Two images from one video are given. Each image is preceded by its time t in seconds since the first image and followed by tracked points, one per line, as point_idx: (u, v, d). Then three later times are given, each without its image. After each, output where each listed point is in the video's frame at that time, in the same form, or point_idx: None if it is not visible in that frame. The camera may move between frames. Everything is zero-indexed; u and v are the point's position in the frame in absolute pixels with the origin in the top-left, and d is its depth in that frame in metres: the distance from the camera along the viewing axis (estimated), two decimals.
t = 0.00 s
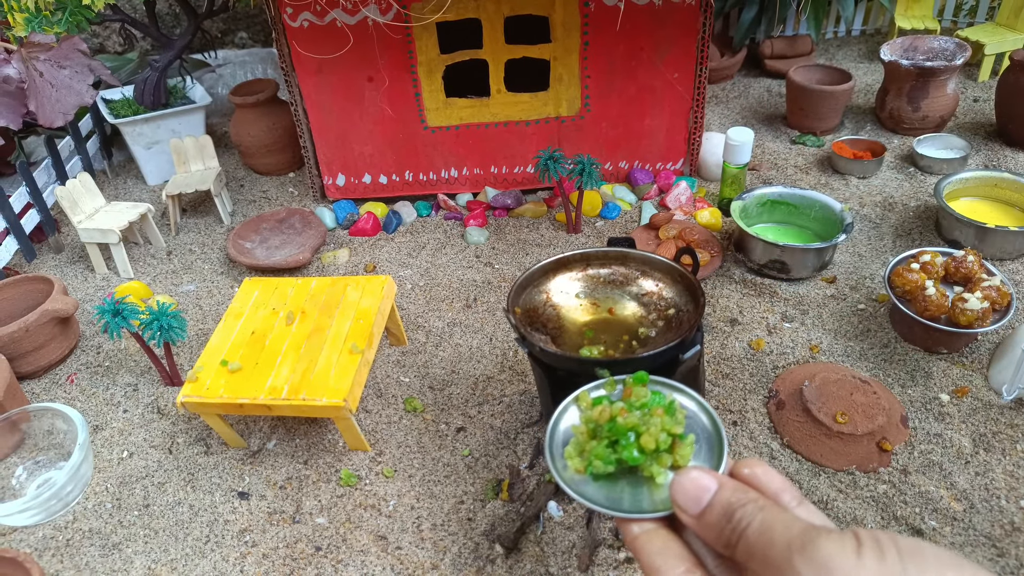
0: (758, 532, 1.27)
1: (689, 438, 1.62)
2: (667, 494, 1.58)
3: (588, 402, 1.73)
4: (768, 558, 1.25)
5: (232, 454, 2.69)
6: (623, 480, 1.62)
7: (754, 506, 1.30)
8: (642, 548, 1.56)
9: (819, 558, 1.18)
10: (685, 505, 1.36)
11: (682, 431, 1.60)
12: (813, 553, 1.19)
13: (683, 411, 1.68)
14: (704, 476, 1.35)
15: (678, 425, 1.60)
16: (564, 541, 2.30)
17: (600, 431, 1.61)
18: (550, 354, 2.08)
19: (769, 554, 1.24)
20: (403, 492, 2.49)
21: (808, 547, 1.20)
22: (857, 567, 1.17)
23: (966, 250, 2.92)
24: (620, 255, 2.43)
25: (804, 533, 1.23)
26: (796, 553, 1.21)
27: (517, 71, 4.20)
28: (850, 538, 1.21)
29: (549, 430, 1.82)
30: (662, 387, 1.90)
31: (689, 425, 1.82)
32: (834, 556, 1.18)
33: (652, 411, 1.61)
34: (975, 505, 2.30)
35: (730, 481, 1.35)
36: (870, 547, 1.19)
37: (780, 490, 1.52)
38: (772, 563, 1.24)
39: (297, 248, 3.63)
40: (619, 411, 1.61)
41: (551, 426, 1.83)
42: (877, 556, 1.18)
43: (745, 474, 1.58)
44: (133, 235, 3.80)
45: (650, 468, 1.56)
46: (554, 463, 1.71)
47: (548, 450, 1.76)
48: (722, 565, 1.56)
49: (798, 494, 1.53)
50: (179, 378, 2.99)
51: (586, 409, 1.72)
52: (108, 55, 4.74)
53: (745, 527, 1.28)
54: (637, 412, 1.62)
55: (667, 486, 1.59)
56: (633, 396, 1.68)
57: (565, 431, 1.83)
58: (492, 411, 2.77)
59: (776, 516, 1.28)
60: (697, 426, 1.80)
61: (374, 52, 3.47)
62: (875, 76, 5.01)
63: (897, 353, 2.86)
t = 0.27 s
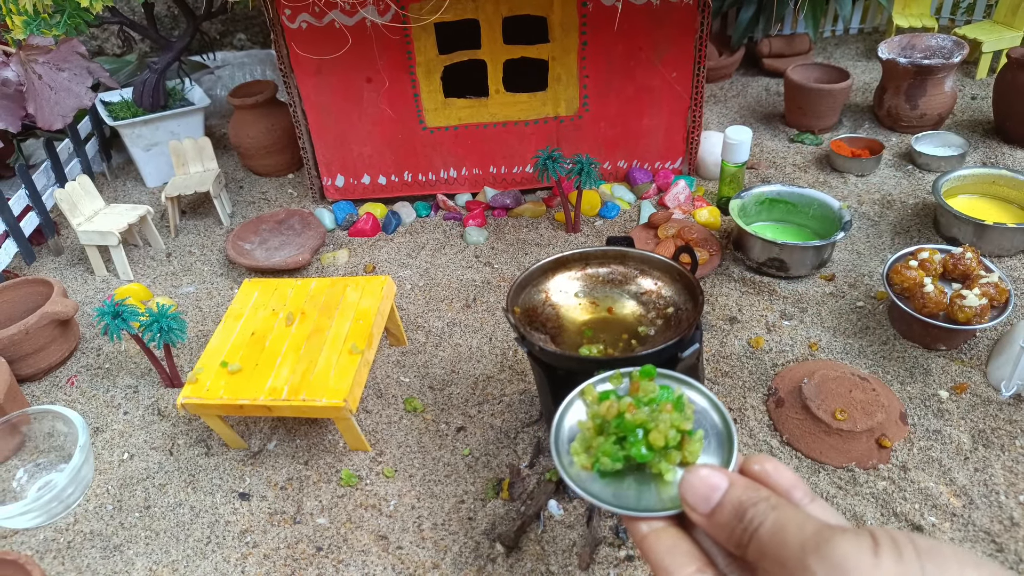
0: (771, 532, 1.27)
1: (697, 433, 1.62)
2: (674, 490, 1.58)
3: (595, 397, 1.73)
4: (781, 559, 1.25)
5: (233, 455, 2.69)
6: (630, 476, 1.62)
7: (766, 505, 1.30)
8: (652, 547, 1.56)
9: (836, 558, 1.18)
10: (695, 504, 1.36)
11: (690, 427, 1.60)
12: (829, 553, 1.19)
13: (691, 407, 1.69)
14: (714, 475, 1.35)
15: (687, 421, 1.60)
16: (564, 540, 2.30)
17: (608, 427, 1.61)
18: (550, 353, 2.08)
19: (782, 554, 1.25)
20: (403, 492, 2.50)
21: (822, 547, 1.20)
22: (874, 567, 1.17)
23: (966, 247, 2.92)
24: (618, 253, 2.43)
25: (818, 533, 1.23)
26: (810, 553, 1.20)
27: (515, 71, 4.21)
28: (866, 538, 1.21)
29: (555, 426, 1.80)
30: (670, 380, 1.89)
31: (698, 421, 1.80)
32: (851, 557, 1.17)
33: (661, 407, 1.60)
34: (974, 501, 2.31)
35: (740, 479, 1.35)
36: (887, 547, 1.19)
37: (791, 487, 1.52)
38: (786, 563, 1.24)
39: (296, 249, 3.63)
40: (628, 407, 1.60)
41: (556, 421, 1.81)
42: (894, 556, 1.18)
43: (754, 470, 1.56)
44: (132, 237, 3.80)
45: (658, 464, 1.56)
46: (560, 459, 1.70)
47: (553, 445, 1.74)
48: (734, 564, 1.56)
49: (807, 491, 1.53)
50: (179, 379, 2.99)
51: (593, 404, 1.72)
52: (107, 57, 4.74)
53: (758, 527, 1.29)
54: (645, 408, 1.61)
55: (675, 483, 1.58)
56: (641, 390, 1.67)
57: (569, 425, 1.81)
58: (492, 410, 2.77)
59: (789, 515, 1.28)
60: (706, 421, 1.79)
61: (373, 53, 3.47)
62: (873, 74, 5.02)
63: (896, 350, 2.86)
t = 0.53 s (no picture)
0: (776, 522, 1.26)
1: (702, 424, 1.61)
2: (679, 481, 1.57)
3: (599, 389, 1.72)
4: (787, 548, 1.24)
5: (232, 455, 2.69)
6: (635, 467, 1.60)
7: (772, 494, 1.30)
8: (657, 537, 1.56)
9: (841, 548, 1.17)
10: (700, 494, 1.36)
11: (695, 418, 1.59)
12: (834, 543, 1.18)
13: (695, 397, 1.67)
14: (719, 464, 1.35)
15: (692, 412, 1.59)
16: (564, 538, 2.30)
17: (613, 418, 1.60)
18: (549, 350, 2.07)
19: (788, 544, 1.24)
20: (403, 491, 2.50)
21: (828, 537, 1.19)
22: (880, 557, 1.15)
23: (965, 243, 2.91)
24: (617, 251, 2.43)
25: (825, 523, 1.22)
26: (816, 543, 1.20)
27: (512, 70, 4.20)
28: (873, 528, 1.19)
29: (559, 418, 1.79)
30: (674, 371, 1.88)
31: (702, 412, 1.79)
32: (857, 547, 1.16)
33: (665, 398, 1.59)
34: (974, 497, 2.30)
35: (746, 469, 1.35)
36: (895, 537, 1.17)
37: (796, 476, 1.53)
38: (791, 553, 1.24)
39: (294, 249, 3.63)
40: (632, 398, 1.59)
41: (560, 413, 1.80)
42: (901, 546, 1.16)
43: (760, 460, 1.55)
44: (130, 239, 3.80)
45: (663, 455, 1.55)
46: (564, 451, 1.69)
47: (557, 437, 1.73)
48: (739, 552, 1.56)
49: (816, 482, 1.51)
50: (178, 380, 2.99)
51: (598, 395, 1.71)
52: (104, 59, 4.74)
53: (763, 516, 1.28)
54: (650, 399, 1.60)
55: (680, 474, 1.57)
56: (646, 381, 1.66)
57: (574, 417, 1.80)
58: (491, 409, 2.77)
59: (795, 505, 1.27)
60: (710, 412, 1.78)
61: (369, 52, 3.47)
62: (871, 70, 5.02)
63: (895, 346, 2.86)
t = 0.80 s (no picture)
0: (780, 524, 1.26)
1: (702, 425, 1.60)
2: (681, 483, 1.56)
3: (597, 391, 1.70)
4: (792, 550, 1.24)
5: (230, 455, 2.68)
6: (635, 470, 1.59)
7: (775, 496, 1.29)
8: (658, 541, 1.55)
9: (846, 549, 1.15)
10: (702, 496, 1.35)
11: (695, 419, 1.58)
12: (839, 544, 1.16)
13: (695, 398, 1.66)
14: (721, 466, 1.34)
15: (692, 413, 1.57)
16: (563, 536, 2.29)
17: (612, 420, 1.59)
18: (547, 348, 2.06)
19: (792, 546, 1.23)
20: (402, 490, 2.49)
21: (832, 538, 1.18)
22: (885, 557, 1.13)
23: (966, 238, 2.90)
24: (615, 248, 2.42)
25: (829, 524, 1.21)
26: (821, 545, 1.19)
27: (511, 67, 4.19)
28: (878, 527, 1.17)
29: (557, 422, 1.77)
30: (673, 372, 1.87)
31: (702, 412, 1.78)
32: (861, 547, 1.15)
33: (665, 399, 1.57)
34: (975, 494, 2.29)
35: (748, 470, 1.34)
36: (900, 536, 1.15)
37: (800, 477, 1.52)
38: (796, 555, 1.23)
39: (292, 248, 3.62)
40: (631, 400, 1.57)
41: (558, 417, 1.78)
42: (907, 546, 1.14)
43: (762, 461, 1.56)
44: (128, 238, 3.79)
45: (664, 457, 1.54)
46: (564, 455, 1.68)
47: (556, 441, 1.72)
48: (742, 555, 1.55)
49: (817, 481, 1.51)
50: (176, 380, 2.98)
51: (596, 398, 1.69)
52: (101, 58, 4.72)
53: (767, 518, 1.28)
54: (649, 400, 1.59)
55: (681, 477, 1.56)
56: (644, 382, 1.64)
57: (572, 421, 1.79)
58: (490, 407, 2.76)
59: (799, 506, 1.26)
60: (710, 413, 1.77)
61: (367, 50, 3.45)
62: (871, 67, 5.00)
63: (896, 343, 2.85)
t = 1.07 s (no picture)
0: (776, 516, 1.25)
1: (698, 419, 1.59)
2: (677, 477, 1.55)
3: (594, 386, 1.70)
4: (787, 544, 1.23)
5: (227, 456, 2.68)
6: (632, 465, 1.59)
7: (771, 489, 1.29)
8: (654, 535, 1.55)
9: (841, 543, 1.15)
10: (698, 489, 1.35)
11: (690, 413, 1.58)
12: (835, 538, 1.16)
13: (691, 392, 1.66)
14: (717, 459, 1.34)
15: (687, 407, 1.57)
16: (561, 536, 2.29)
17: (608, 415, 1.59)
18: (543, 348, 2.06)
19: (788, 539, 1.23)
20: (399, 491, 2.48)
21: (828, 531, 1.18)
22: (881, 552, 1.13)
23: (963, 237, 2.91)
24: (612, 248, 2.43)
25: (824, 517, 1.21)
26: (817, 538, 1.18)
27: (507, 67, 4.19)
28: (874, 521, 1.17)
29: (554, 418, 1.77)
30: (669, 367, 1.86)
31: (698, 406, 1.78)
32: (858, 541, 1.15)
33: (660, 392, 1.57)
34: (972, 492, 2.29)
35: (745, 463, 1.34)
36: (897, 531, 1.15)
37: (795, 471, 1.53)
38: (791, 548, 1.23)
39: (289, 249, 3.61)
40: (626, 394, 1.57)
41: (555, 413, 1.78)
42: (903, 541, 1.14)
43: (758, 455, 1.58)
44: (124, 239, 3.78)
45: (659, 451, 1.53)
46: (560, 450, 1.68)
47: (553, 437, 1.72)
48: (738, 548, 1.55)
49: (814, 476, 1.52)
50: (172, 381, 2.97)
51: (592, 393, 1.69)
52: (97, 59, 4.72)
53: (762, 511, 1.27)
54: (644, 394, 1.58)
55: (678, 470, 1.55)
56: (640, 377, 1.64)
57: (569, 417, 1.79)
58: (488, 407, 2.76)
59: (795, 499, 1.26)
60: (707, 406, 1.76)
61: (363, 50, 3.45)
62: (868, 65, 5.00)
63: (893, 342, 2.85)
